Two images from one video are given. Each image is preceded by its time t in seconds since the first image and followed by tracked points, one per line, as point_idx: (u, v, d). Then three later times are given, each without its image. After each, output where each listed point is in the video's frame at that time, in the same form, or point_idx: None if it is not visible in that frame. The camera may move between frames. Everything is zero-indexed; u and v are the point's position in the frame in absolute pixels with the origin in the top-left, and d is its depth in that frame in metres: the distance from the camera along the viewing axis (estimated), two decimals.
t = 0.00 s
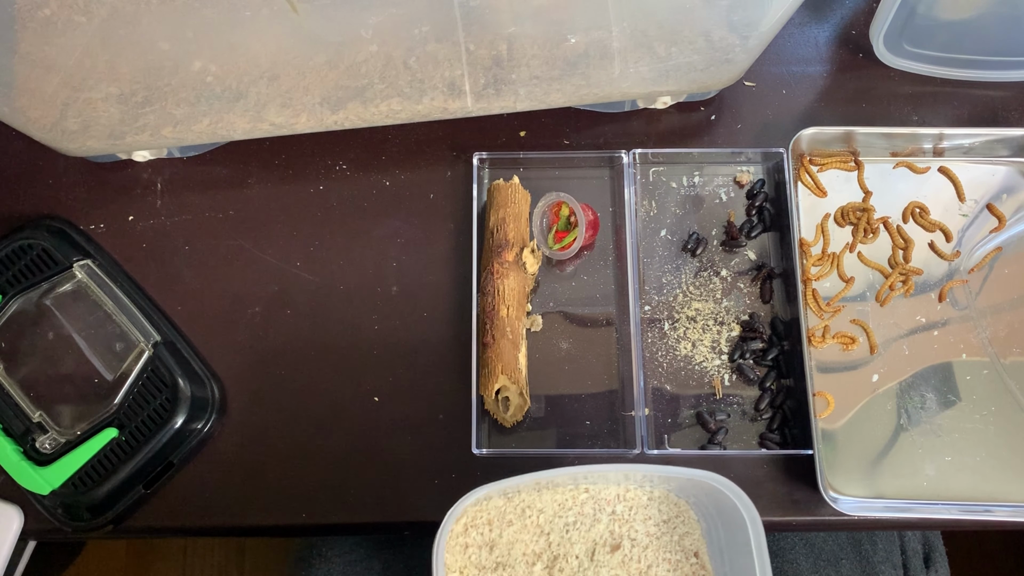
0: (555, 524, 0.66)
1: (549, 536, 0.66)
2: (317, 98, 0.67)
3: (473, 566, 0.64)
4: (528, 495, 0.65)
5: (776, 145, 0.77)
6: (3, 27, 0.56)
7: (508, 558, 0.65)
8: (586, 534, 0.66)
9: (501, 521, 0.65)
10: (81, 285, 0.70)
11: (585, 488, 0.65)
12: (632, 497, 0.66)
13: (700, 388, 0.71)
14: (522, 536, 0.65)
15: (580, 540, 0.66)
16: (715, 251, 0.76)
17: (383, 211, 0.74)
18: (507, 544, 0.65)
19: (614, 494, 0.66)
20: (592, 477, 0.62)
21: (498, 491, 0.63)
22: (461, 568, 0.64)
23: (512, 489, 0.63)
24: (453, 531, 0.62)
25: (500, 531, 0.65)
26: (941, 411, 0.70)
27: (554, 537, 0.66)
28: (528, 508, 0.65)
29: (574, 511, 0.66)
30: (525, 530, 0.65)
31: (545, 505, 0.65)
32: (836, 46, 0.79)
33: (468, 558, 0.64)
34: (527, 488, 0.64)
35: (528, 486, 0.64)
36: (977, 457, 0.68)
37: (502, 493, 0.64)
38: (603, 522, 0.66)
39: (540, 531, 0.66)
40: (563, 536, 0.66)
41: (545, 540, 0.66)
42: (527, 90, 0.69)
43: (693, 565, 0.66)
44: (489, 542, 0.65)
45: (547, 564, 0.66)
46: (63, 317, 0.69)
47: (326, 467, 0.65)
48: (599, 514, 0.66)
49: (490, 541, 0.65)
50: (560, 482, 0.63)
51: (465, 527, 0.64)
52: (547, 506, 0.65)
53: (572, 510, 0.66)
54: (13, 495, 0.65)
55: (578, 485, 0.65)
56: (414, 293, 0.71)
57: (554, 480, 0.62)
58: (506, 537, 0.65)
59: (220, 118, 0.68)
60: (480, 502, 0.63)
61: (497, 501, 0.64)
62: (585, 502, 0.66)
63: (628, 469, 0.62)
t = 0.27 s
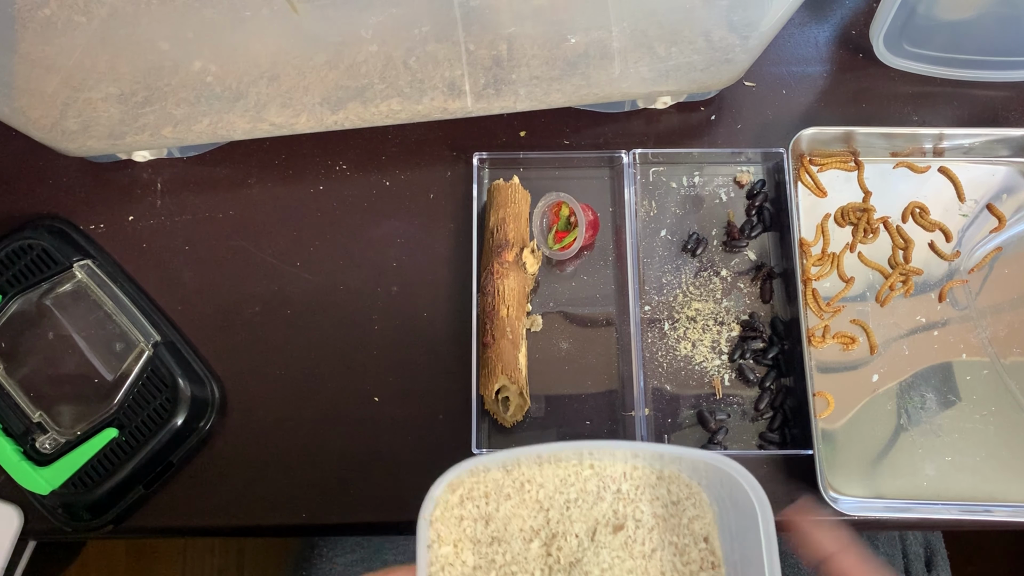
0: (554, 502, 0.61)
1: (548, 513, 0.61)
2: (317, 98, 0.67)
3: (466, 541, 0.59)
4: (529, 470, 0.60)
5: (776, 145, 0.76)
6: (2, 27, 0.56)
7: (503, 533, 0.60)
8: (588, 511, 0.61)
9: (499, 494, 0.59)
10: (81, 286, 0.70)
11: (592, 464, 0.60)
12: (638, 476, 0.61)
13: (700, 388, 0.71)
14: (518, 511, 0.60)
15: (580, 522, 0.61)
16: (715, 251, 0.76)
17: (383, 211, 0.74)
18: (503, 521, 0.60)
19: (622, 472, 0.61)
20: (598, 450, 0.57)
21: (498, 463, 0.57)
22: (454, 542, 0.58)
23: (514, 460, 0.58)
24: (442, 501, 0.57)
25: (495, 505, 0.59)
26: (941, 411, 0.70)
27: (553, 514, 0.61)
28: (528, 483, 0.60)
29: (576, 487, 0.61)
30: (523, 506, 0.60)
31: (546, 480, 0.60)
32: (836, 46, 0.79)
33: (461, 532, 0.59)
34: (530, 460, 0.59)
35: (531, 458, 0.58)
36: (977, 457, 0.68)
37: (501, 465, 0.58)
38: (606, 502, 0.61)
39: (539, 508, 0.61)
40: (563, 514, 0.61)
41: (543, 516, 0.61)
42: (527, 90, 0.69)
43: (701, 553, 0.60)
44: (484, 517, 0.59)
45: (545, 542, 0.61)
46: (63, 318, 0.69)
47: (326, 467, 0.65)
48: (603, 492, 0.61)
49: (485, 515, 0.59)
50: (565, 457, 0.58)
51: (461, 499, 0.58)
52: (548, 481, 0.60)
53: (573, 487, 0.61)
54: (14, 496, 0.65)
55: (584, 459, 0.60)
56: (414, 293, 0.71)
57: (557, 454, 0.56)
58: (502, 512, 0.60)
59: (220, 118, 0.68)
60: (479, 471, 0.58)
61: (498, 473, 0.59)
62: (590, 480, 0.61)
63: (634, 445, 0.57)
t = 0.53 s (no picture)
0: (507, 442, 0.56)
1: (500, 455, 0.56)
2: (317, 98, 0.67)
3: (417, 489, 0.55)
4: (477, 410, 0.55)
5: (776, 145, 0.77)
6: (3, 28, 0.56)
7: (454, 478, 0.56)
8: (543, 450, 0.56)
9: (447, 438, 0.56)
10: (81, 286, 0.69)
11: (544, 402, 0.56)
12: (597, 410, 0.56)
13: (700, 388, 0.71)
14: (468, 455, 0.56)
15: (535, 463, 0.56)
16: (715, 251, 0.76)
17: (383, 211, 0.74)
18: (453, 465, 0.56)
19: (577, 408, 0.56)
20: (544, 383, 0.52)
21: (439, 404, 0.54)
22: (404, 490, 0.55)
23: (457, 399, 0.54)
24: (387, 447, 0.55)
25: (444, 450, 0.55)
26: (941, 411, 0.70)
27: (506, 455, 0.56)
28: (478, 425, 0.56)
29: (529, 426, 0.56)
30: (475, 448, 0.56)
31: (496, 421, 0.56)
32: (836, 46, 0.79)
33: (412, 479, 0.55)
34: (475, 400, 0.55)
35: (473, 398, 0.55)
36: (977, 457, 0.68)
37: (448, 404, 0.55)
38: (562, 440, 0.56)
39: (490, 449, 0.56)
40: (517, 455, 0.56)
41: (495, 458, 0.56)
42: (527, 89, 0.69)
43: (665, 488, 0.55)
44: (433, 463, 0.55)
45: (498, 485, 0.56)
46: (63, 318, 0.69)
47: (326, 468, 0.65)
48: (558, 429, 0.56)
49: (434, 461, 0.55)
50: (510, 392, 0.54)
51: (408, 447, 0.56)
52: (498, 421, 0.56)
53: (527, 425, 0.56)
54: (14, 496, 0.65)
55: (534, 396, 0.56)
56: (414, 293, 0.71)
57: (496, 388, 0.52)
58: (452, 456, 0.56)
59: (220, 118, 0.68)
60: (425, 416, 0.55)
61: (446, 418, 0.56)
62: (544, 419, 0.56)
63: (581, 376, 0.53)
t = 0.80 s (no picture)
0: (474, 427, 0.54)
1: (466, 439, 0.54)
2: (317, 98, 0.67)
3: (379, 463, 0.54)
4: (448, 391, 0.54)
5: (777, 145, 0.76)
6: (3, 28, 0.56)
7: (417, 457, 0.54)
8: (509, 438, 0.54)
9: (415, 415, 0.54)
10: (81, 285, 0.69)
11: (519, 389, 0.54)
12: (570, 403, 0.54)
13: (700, 388, 0.71)
14: (434, 435, 0.54)
15: (499, 450, 0.54)
16: (715, 251, 0.75)
17: (383, 211, 0.74)
18: (418, 445, 0.54)
19: (550, 402, 0.54)
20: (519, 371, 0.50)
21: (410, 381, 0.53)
22: (366, 463, 0.53)
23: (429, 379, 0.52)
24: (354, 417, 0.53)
25: (410, 428, 0.54)
26: (941, 411, 0.70)
27: (471, 441, 0.54)
28: (447, 405, 0.54)
29: (500, 412, 0.54)
30: (441, 430, 0.54)
31: (466, 405, 0.54)
32: (836, 46, 0.79)
33: (375, 453, 0.54)
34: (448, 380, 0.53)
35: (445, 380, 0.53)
36: (978, 457, 0.68)
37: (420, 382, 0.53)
38: (531, 429, 0.54)
39: (456, 433, 0.54)
40: (482, 440, 0.54)
41: (461, 441, 0.54)
42: (527, 90, 0.69)
43: (630, 495, 0.52)
44: (398, 439, 0.54)
45: (459, 468, 0.54)
46: (63, 318, 0.69)
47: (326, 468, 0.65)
48: (529, 419, 0.54)
49: (399, 437, 0.54)
50: (484, 374, 0.52)
51: (376, 418, 0.54)
52: (468, 405, 0.54)
53: (497, 412, 0.54)
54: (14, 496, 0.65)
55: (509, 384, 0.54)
56: (413, 293, 0.71)
57: (467, 371, 0.50)
58: (418, 435, 0.54)
59: (220, 118, 0.67)
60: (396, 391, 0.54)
61: (417, 396, 0.54)
62: (514, 407, 0.54)
63: (558, 369, 0.51)
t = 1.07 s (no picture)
0: (408, 368, 0.54)
1: (400, 380, 0.54)
2: (317, 98, 0.67)
3: (318, 409, 0.54)
4: (382, 333, 0.53)
5: (776, 145, 0.76)
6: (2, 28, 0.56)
7: (354, 400, 0.54)
8: (444, 379, 0.54)
9: (350, 360, 0.53)
10: (81, 285, 0.69)
11: (451, 330, 0.53)
12: (503, 341, 0.53)
13: (700, 388, 0.71)
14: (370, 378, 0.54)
15: (434, 390, 0.54)
16: (715, 250, 0.75)
17: (383, 211, 0.74)
18: (355, 389, 0.54)
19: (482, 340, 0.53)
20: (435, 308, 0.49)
21: (340, 328, 0.52)
22: (305, 409, 0.53)
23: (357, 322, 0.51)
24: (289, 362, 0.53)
25: (346, 371, 0.54)
26: (942, 411, 0.70)
27: (406, 381, 0.54)
28: (381, 348, 0.54)
29: (433, 353, 0.54)
30: (376, 372, 0.54)
31: (400, 346, 0.54)
32: (836, 46, 0.79)
33: (313, 399, 0.54)
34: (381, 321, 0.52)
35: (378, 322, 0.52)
36: (978, 457, 0.68)
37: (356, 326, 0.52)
38: (464, 370, 0.54)
39: (392, 375, 0.54)
40: (416, 382, 0.54)
41: (396, 384, 0.54)
42: (527, 90, 0.69)
43: (564, 428, 0.51)
44: (335, 385, 0.54)
45: (396, 411, 0.54)
46: (63, 318, 0.69)
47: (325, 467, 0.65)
48: (462, 359, 0.54)
49: (336, 382, 0.54)
50: (414, 315, 0.51)
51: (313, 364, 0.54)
52: (402, 346, 0.53)
53: (431, 351, 0.54)
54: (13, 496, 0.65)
55: (442, 323, 0.53)
56: (413, 293, 0.71)
57: (375, 311, 0.50)
58: (354, 378, 0.54)
59: (220, 118, 0.67)
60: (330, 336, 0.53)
61: (353, 341, 0.53)
62: (447, 347, 0.53)
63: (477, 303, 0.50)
